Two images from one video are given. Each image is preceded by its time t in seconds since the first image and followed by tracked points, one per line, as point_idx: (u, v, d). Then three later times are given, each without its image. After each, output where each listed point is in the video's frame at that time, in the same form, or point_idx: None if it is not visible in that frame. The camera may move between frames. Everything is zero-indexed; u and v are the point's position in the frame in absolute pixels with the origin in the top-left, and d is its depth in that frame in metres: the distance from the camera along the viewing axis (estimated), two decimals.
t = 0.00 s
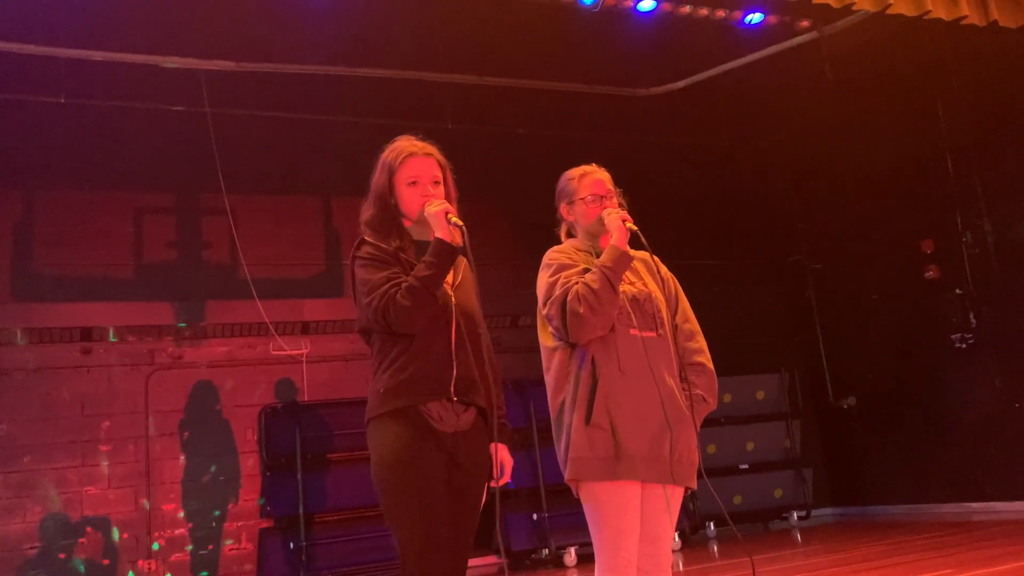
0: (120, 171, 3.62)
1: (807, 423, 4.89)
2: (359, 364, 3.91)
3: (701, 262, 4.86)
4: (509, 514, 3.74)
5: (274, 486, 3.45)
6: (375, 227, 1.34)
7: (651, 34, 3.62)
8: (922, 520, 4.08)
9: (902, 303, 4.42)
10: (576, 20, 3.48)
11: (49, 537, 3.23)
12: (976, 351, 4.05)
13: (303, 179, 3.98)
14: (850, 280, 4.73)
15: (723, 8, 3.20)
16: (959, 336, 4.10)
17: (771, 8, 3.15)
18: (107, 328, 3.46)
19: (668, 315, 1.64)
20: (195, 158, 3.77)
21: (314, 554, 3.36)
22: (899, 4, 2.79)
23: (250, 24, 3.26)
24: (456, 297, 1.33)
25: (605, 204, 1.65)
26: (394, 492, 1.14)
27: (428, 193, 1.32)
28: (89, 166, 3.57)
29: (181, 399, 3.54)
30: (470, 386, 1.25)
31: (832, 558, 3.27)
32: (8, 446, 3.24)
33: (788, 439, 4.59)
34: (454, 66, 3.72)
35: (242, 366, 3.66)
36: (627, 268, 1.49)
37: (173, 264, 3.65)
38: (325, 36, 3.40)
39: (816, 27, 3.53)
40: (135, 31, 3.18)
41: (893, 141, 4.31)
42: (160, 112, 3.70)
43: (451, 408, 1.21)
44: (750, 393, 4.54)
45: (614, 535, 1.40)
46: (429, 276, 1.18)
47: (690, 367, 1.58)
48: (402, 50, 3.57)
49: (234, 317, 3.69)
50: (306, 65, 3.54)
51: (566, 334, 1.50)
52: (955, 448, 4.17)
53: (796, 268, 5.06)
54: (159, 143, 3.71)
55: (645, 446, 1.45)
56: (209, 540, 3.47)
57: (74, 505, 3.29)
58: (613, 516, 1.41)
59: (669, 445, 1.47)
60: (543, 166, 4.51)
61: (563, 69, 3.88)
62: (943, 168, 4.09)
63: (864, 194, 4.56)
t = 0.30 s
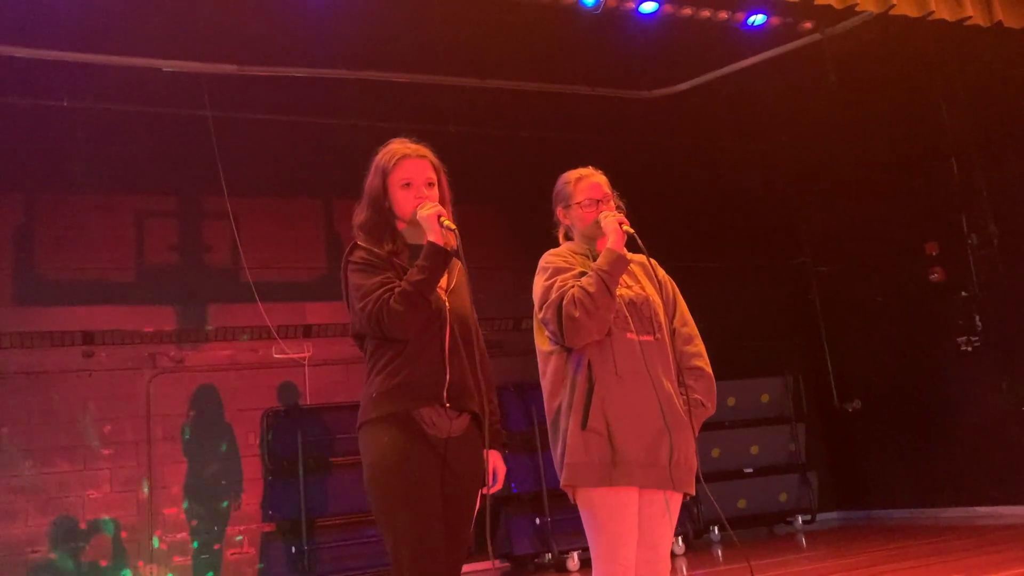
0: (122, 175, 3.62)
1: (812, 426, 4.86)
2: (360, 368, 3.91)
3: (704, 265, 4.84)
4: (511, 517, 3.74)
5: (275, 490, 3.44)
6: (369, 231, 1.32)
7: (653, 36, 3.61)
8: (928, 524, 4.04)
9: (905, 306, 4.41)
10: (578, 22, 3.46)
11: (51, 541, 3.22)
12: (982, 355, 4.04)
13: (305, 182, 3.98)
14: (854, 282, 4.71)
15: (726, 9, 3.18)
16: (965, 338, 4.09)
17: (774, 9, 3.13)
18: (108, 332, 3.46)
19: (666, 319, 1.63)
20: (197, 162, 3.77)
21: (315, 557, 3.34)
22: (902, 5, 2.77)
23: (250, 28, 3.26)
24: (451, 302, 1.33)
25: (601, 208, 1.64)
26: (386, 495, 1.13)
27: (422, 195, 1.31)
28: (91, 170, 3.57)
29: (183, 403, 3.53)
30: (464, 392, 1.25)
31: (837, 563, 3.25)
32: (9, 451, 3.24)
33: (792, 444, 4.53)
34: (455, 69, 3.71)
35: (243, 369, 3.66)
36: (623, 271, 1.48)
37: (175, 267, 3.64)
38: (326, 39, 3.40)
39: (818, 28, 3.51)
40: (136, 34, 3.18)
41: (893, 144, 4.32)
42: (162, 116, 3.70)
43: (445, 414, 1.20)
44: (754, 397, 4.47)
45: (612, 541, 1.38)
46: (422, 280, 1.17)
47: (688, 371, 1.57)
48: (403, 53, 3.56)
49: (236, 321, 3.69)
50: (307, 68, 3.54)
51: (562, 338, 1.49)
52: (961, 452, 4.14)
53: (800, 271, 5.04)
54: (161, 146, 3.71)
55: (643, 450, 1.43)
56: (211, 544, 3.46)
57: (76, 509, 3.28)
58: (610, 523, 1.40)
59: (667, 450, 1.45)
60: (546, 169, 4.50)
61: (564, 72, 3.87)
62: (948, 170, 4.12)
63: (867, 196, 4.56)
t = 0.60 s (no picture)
0: (130, 179, 3.64)
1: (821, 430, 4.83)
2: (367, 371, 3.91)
3: (712, 268, 4.82)
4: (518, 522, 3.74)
5: (281, 493, 3.45)
6: (364, 235, 1.36)
7: (660, 38, 3.59)
8: (939, 530, 3.99)
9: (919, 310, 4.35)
10: (583, 25, 3.43)
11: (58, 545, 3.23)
12: (994, 359, 3.98)
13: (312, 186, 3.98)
14: (865, 285, 4.69)
15: (733, 11, 3.16)
16: (977, 343, 4.02)
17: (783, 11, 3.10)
18: (115, 336, 3.46)
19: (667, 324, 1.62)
20: (204, 167, 3.78)
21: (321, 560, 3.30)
22: (911, 6, 2.74)
23: (255, 34, 3.26)
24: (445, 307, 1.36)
25: (602, 211, 1.62)
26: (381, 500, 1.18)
27: (417, 199, 1.34)
28: (99, 174, 3.58)
29: (191, 406, 3.54)
30: (458, 398, 1.29)
31: (846, 570, 3.21)
32: (16, 454, 3.24)
33: (803, 448, 4.49)
34: (461, 72, 3.70)
35: (250, 373, 3.66)
36: (623, 275, 1.46)
37: (182, 271, 3.65)
38: (331, 44, 3.39)
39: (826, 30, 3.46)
40: (142, 39, 3.19)
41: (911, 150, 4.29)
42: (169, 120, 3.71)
43: (439, 420, 1.25)
44: (763, 401, 4.44)
45: (610, 550, 1.38)
46: (416, 286, 1.20)
47: (689, 377, 1.55)
48: (409, 56, 3.55)
49: (243, 324, 3.70)
50: (313, 72, 3.54)
51: (561, 343, 1.48)
52: (972, 458, 4.09)
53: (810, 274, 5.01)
54: (168, 151, 3.72)
55: (641, 457, 1.43)
56: (217, 549, 3.46)
57: (83, 513, 3.28)
58: (609, 530, 1.39)
59: (667, 456, 1.44)
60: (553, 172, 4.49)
61: (571, 75, 3.85)
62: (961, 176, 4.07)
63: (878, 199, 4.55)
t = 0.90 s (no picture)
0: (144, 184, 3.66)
1: (836, 435, 4.78)
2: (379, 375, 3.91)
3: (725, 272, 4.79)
4: (530, 527, 3.71)
5: (293, 497, 3.40)
6: (363, 236, 1.38)
7: (672, 41, 3.56)
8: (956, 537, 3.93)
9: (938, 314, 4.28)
10: (594, 27, 3.41)
11: (71, 548, 3.24)
12: (1012, 364, 3.91)
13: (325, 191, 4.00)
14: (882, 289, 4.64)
15: (746, 13, 3.14)
16: (995, 347, 3.97)
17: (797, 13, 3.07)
18: (129, 339, 3.48)
19: (673, 329, 1.61)
20: (217, 171, 3.80)
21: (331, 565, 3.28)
22: (926, 6, 2.71)
23: (267, 38, 3.27)
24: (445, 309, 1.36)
25: (605, 213, 1.64)
26: (387, 507, 1.16)
27: (417, 200, 1.37)
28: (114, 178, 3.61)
29: (203, 410, 3.55)
30: (463, 400, 1.28)
31: None
32: (30, 457, 3.26)
33: (819, 453, 4.45)
34: (473, 75, 3.70)
35: (262, 377, 3.67)
36: (627, 278, 1.46)
37: (194, 275, 3.67)
38: (343, 48, 3.40)
39: (841, 31, 3.43)
40: (155, 44, 3.21)
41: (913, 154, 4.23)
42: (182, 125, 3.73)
43: (444, 424, 1.24)
44: (779, 405, 4.42)
45: (615, 559, 1.37)
46: (416, 284, 1.20)
47: (693, 382, 1.55)
48: (421, 61, 3.55)
49: (256, 328, 3.71)
50: (326, 76, 3.55)
51: (564, 348, 1.48)
52: (991, 465, 4.01)
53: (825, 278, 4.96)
54: (181, 155, 3.74)
55: (644, 465, 1.42)
56: (229, 552, 3.46)
57: (96, 515, 3.30)
58: (614, 539, 1.38)
59: (671, 463, 1.43)
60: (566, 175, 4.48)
61: (583, 78, 3.83)
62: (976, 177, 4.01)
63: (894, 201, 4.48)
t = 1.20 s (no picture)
0: (158, 187, 3.69)
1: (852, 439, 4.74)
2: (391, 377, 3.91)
3: (738, 275, 4.77)
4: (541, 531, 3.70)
5: (304, 498, 3.40)
6: (366, 231, 1.38)
7: (684, 42, 3.54)
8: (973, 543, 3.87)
9: (955, 316, 4.23)
10: (606, 29, 3.40)
11: (85, 548, 3.26)
12: None
13: (338, 193, 4.01)
14: (901, 292, 4.61)
15: (758, 14, 3.12)
16: (1012, 350, 3.90)
17: (809, 13, 3.04)
18: (142, 340, 3.50)
19: (677, 331, 1.61)
20: (230, 173, 3.82)
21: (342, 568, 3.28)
22: (939, 6, 2.68)
23: (279, 40, 3.28)
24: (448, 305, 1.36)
25: (609, 211, 1.64)
26: (391, 508, 1.15)
27: (422, 198, 1.37)
28: (128, 181, 3.64)
29: (215, 411, 3.56)
30: (467, 396, 1.29)
31: None
32: (45, 458, 3.29)
33: (832, 457, 4.39)
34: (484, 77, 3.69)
35: (275, 378, 3.69)
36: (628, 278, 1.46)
37: (207, 277, 3.69)
38: (353, 50, 3.40)
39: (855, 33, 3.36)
40: (168, 46, 3.23)
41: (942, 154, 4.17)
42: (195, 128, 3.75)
43: (446, 420, 1.24)
44: (793, 409, 4.37)
45: (619, 566, 1.37)
46: (417, 282, 1.21)
47: (697, 385, 1.54)
48: (432, 62, 3.55)
49: (268, 329, 3.73)
50: (338, 78, 3.56)
51: (565, 348, 1.48)
52: (1008, 470, 3.96)
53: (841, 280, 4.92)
54: (195, 158, 3.76)
55: (646, 467, 1.41)
56: (242, 553, 3.48)
57: (108, 516, 3.32)
58: (616, 543, 1.38)
59: (673, 466, 1.43)
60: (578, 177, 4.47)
61: (594, 80, 3.82)
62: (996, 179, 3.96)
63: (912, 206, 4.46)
